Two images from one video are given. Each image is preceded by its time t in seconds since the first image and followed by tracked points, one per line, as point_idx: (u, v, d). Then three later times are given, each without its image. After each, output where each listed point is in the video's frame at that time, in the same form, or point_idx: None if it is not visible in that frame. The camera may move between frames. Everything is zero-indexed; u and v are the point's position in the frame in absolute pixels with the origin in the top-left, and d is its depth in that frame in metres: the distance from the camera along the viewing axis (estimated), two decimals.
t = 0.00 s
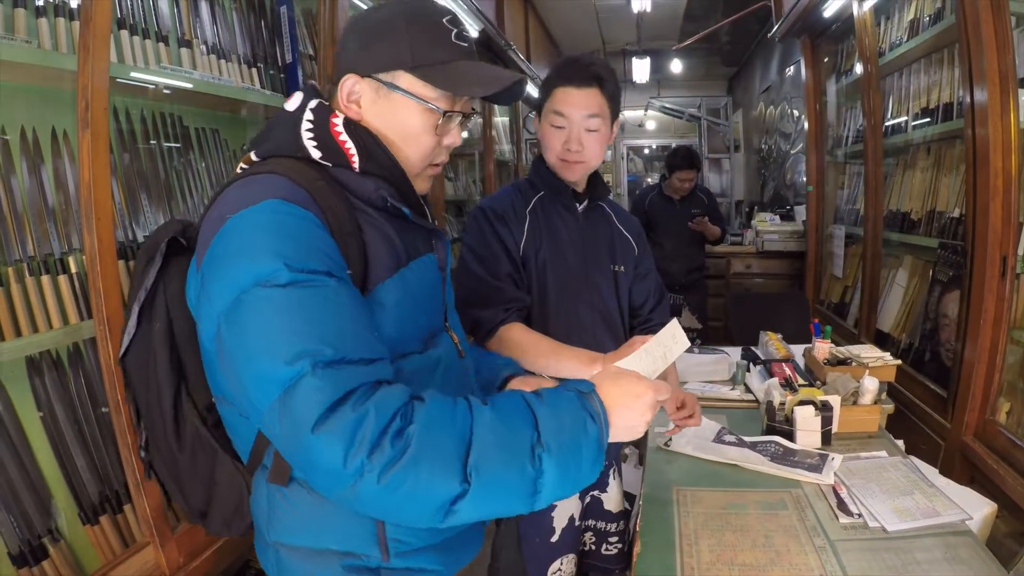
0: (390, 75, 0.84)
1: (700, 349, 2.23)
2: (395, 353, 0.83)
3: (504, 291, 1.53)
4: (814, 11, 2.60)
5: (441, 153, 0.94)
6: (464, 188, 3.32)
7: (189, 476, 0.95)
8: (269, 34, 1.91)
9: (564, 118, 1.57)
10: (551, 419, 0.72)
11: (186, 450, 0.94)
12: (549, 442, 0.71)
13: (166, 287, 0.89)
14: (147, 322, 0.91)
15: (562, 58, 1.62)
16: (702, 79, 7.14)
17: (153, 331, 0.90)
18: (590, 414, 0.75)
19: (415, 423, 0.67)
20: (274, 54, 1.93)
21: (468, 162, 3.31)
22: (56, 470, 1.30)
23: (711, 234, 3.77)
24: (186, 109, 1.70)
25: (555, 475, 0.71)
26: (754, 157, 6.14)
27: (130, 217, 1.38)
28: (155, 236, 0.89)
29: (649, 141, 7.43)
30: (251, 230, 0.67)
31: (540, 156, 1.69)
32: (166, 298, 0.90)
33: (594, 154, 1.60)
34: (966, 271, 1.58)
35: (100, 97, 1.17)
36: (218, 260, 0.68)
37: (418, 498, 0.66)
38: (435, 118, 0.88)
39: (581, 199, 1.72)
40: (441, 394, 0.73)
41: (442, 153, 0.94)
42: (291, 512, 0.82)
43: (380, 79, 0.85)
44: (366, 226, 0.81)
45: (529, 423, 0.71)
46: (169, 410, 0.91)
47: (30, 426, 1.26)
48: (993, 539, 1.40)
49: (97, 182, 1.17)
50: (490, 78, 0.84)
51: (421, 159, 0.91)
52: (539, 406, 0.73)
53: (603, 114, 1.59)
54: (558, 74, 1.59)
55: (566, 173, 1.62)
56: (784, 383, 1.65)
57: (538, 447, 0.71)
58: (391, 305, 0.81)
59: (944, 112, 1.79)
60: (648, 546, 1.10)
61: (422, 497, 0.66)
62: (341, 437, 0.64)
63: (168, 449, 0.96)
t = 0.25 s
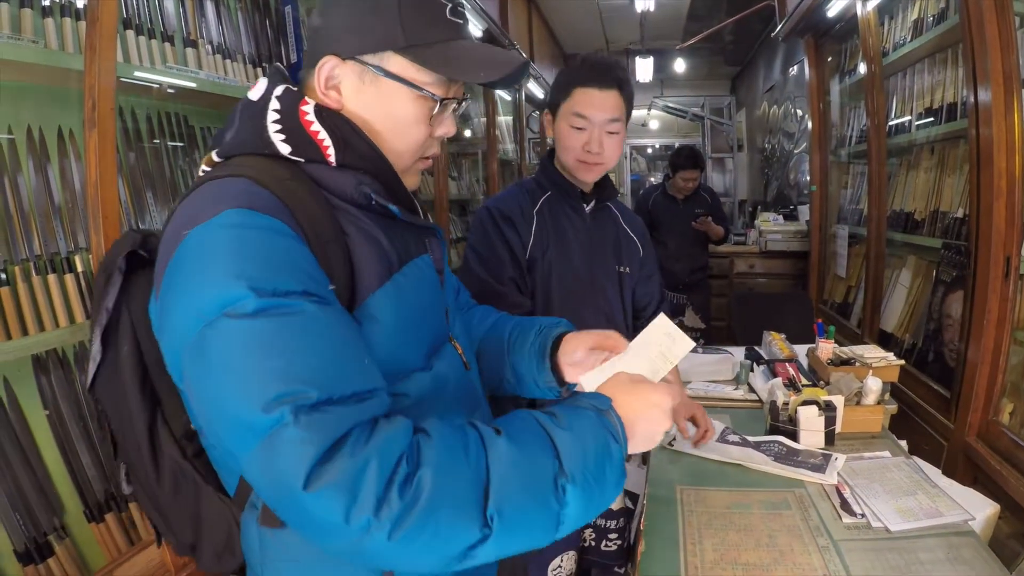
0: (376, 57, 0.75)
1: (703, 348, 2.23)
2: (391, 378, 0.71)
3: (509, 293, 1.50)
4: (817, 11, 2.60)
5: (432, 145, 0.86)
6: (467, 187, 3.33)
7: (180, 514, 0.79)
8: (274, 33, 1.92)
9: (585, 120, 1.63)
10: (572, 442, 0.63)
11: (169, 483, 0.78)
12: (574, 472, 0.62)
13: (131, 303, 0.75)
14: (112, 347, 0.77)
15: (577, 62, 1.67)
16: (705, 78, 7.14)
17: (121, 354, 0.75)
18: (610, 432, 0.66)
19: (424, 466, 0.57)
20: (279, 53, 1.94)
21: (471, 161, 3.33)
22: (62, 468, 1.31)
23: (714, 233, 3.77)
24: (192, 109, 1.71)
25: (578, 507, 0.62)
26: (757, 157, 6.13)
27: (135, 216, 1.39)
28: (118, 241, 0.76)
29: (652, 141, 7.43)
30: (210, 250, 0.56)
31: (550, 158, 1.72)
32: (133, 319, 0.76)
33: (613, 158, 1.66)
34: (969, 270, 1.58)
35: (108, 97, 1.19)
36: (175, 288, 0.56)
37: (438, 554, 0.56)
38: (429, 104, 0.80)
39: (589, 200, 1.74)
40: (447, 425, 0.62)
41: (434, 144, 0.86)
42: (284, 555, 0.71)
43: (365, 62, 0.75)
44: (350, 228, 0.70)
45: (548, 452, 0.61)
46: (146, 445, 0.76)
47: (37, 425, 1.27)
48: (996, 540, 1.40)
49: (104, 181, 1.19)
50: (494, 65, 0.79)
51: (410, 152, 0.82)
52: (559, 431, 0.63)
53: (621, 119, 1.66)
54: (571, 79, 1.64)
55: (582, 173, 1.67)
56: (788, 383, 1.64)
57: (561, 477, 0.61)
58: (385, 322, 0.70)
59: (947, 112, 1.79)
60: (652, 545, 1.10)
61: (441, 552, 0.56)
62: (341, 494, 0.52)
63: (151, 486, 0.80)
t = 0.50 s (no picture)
0: (365, 42, 0.71)
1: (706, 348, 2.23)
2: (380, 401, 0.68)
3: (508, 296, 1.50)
4: (820, 11, 2.59)
5: (428, 143, 0.82)
6: (470, 187, 3.33)
7: (159, 539, 0.72)
8: (277, 34, 1.93)
9: (606, 122, 1.64)
10: (594, 474, 0.62)
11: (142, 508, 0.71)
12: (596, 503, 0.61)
13: (100, 313, 0.70)
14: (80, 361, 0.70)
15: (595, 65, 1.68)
16: (708, 78, 7.13)
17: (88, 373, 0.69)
18: (636, 461, 0.65)
19: (436, 512, 0.55)
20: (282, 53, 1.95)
21: (474, 162, 3.33)
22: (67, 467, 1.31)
23: (717, 233, 3.77)
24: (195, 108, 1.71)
25: (601, 542, 0.62)
26: (760, 157, 6.12)
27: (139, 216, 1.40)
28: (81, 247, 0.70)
29: (655, 141, 7.43)
30: (170, 280, 0.52)
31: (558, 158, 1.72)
32: (103, 331, 0.70)
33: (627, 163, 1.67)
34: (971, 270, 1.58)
35: (113, 97, 1.20)
36: (135, 323, 0.53)
37: None
38: (425, 95, 0.75)
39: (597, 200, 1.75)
40: (453, 460, 0.61)
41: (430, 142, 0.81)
42: None
43: (352, 47, 0.71)
44: (329, 237, 0.67)
45: (570, 488, 0.61)
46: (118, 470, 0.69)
47: (41, 425, 1.28)
48: (999, 540, 1.39)
49: (109, 181, 1.21)
50: (501, 51, 0.75)
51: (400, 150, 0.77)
52: (580, 463, 0.63)
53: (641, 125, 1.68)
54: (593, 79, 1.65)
55: (596, 176, 1.68)
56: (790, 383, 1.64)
57: (584, 515, 0.61)
58: (375, 345, 0.67)
59: (950, 112, 1.78)
60: (655, 544, 1.11)
61: None
62: (337, 546, 0.50)
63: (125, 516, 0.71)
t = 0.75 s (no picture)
0: (362, 34, 0.67)
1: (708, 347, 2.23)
2: (368, 426, 0.64)
3: (505, 292, 1.52)
4: (821, 10, 2.59)
5: (432, 140, 0.79)
6: (472, 186, 3.33)
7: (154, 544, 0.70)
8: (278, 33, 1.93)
9: (619, 123, 1.64)
10: (572, 510, 0.58)
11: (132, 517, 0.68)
12: (571, 534, 0.58)
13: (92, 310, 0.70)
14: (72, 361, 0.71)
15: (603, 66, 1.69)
16: (710, 77, 7.12)
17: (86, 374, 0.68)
18: (615, 489, 0.61)
19: (407, 558, 0.51)
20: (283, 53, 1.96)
21: (476, 161, 3.33)
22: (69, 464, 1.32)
23: (718, 233, 3.77)
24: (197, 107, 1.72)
25: None
26: (761, 156, 6.12)
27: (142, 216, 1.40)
28: (74, 246, 0.69)
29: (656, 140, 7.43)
30: (143, 306, 0.49)
31: (561, 157, 1.73)
32: (95, 330, 0.70)
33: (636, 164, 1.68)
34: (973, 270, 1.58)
35: (115, 97, 1.20)
36: (110, 349, 0.50)
37: None
38: (428, 90, 0.71)
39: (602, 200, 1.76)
40: (427, 498, 0.56)
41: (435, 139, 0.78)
42: None
43: (349, 40, 0.67)
44: (320, 251, 0.63)
45: (546, 524, 0.57)
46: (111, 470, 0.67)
47: (43, 421, 1.29)
48: (1000, 540, 1.39)
49: (112, 181, 1.21)
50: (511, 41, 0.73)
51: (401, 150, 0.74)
52: (557, 497, 0.58)
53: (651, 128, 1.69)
54: (604, 81, 1.65)
55: (603, 176, 1.68)
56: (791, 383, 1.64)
57: (559, 552, 0.57)
58: (366, 366, 0.62)
59: (952, 111, 1.78)
60: (656, 543, 1.11)
61: None
62: None
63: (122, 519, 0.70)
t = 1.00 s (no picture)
0: (355, 24, 0.66)
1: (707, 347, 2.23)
2: (353, 433, 0.63)
3: (507, 288, 1.50)
4: (821, 9, 2.58)
5: (427, 137, 0.77)
6: (472, 186, 3.33)
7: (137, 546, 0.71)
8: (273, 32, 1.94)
9: (620, 120, 1.64)
10: (558, 527, 0.58)
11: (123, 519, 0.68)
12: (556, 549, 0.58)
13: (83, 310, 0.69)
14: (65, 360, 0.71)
15: (604, 65, 1.70)
16: (711, 77, 7.11)
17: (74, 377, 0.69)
18: (602, 502, 0.61)
19: None
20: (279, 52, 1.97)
21: (476, 160, 3.33)
22: (68, 462, 1.32)
23: (719, 233, 3.76)
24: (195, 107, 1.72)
25: None
26: (762, 156, 6.11)
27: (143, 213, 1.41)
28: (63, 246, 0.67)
29: (657, 139, 7.42)
30: (117, 318, 0.48)
31: (560, 156, 1.72)
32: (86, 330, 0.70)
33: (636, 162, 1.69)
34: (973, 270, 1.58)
35: (114, 97, 1.20)
36: (88, 359, 0.50)
37: None
38: (422, 83, 0.70)
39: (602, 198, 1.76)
40: (408, 513, 0.56)
41: (429, 135, 0.77)
42: None
43: (340, 30, 0.67)
44: (304, 251, 0.62)
45: (529, 539, 0.57)
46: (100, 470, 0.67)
47: (42, 418, 1.28)
48: (1000, 541, 1.39)
49: (112, 180, 1.21)
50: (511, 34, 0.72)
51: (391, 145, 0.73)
52: (542, 512, 0.58)
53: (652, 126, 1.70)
54: (607, 80, 1.66)
55: (603, 173, 1.68)
56: (791, 382, 1.63)
57: (542, 565, 0.58)
58: (350, 372, 0.62)
59: (952, 110, 1.78)
60: (653, 542, 1.11)
61: None
62: None
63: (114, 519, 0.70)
